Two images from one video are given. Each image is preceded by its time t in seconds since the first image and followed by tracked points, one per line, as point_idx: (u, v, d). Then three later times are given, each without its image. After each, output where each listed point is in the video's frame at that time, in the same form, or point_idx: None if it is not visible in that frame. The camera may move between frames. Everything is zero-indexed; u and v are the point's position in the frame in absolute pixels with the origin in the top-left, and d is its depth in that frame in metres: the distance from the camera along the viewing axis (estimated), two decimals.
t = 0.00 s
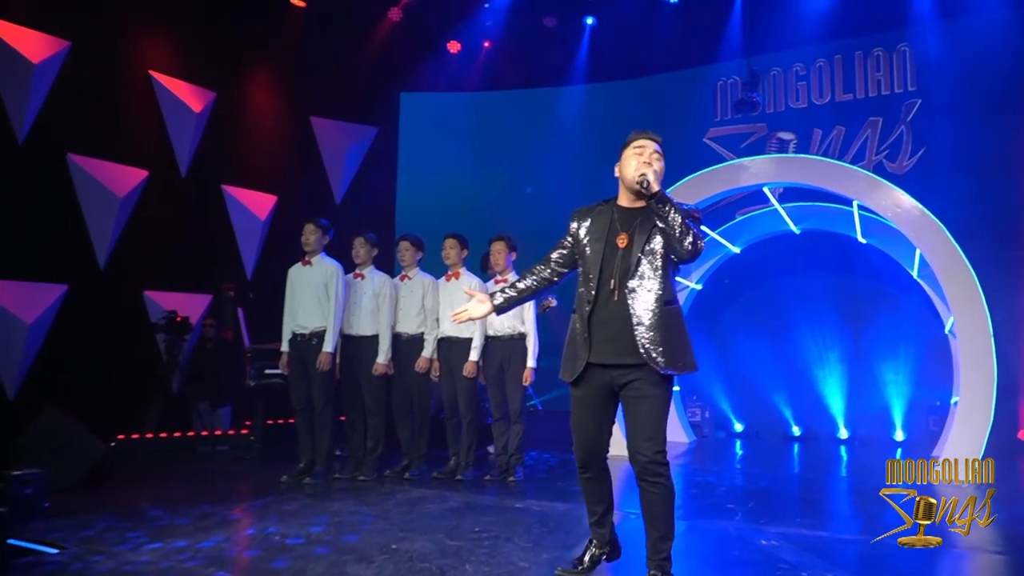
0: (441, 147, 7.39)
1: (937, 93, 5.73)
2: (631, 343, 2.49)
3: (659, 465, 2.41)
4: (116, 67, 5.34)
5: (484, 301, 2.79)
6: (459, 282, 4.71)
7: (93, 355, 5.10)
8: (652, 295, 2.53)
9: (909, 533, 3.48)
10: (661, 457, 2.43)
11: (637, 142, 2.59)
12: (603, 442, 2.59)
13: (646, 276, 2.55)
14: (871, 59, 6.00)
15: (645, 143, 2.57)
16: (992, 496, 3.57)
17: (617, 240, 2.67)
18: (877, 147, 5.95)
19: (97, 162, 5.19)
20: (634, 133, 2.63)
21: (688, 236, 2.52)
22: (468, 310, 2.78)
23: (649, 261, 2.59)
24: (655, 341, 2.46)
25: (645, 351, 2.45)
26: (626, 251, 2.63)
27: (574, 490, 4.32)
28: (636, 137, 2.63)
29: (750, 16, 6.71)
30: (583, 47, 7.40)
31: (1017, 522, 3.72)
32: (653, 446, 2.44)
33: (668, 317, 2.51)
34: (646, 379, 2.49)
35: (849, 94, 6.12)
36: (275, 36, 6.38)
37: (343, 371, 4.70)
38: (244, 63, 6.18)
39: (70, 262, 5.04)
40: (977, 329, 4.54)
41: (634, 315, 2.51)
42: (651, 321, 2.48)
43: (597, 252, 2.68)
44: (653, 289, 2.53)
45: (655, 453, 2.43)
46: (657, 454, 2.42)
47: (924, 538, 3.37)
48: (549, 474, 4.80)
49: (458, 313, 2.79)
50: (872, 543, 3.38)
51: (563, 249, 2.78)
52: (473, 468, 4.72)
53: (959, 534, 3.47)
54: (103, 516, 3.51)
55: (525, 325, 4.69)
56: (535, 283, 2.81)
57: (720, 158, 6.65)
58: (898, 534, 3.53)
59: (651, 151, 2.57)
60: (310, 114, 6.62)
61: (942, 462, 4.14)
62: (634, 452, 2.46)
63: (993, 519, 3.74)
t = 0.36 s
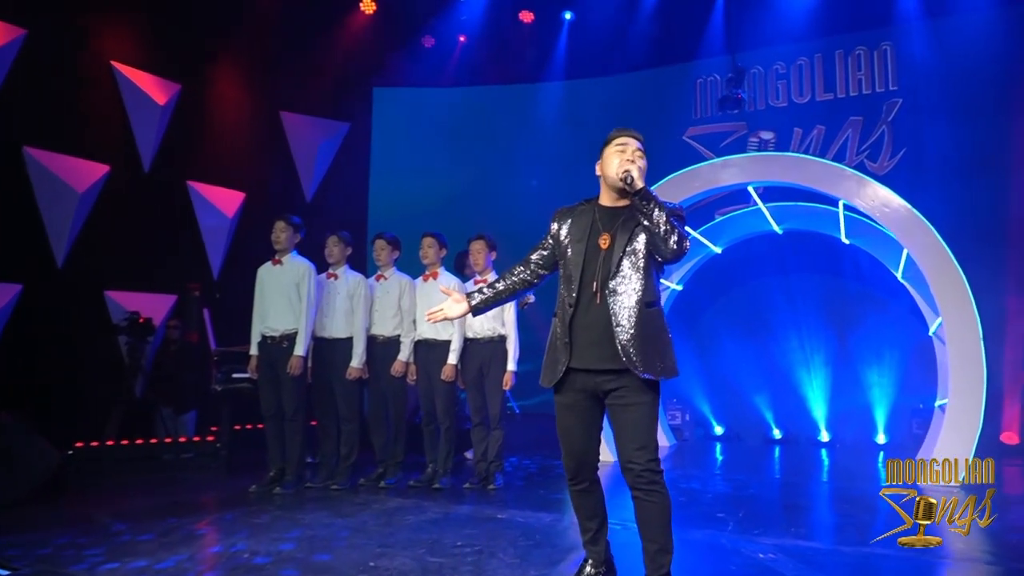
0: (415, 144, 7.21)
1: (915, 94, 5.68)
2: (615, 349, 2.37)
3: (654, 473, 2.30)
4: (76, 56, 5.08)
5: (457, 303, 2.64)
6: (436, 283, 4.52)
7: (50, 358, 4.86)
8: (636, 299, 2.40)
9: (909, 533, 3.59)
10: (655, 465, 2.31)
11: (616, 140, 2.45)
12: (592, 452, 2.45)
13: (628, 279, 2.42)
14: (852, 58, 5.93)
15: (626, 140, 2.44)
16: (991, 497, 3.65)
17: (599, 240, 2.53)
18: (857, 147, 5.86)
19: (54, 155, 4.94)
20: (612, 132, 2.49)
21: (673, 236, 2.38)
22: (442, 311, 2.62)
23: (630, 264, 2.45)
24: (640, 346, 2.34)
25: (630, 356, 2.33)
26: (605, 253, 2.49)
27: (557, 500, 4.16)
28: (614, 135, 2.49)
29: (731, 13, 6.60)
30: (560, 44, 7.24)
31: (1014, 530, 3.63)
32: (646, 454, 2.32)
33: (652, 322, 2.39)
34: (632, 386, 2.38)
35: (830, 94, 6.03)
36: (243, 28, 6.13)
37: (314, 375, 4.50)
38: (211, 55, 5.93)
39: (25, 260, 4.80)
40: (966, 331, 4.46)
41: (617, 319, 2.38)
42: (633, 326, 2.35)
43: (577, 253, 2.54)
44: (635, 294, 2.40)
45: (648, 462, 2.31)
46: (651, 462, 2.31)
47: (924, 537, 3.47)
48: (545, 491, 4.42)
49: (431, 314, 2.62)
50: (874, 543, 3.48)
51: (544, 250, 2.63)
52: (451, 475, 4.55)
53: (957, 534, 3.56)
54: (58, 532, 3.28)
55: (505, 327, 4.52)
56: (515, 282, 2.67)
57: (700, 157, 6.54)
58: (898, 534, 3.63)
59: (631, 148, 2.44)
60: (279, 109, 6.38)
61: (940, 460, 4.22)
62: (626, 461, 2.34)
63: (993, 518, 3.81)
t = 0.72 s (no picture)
0: (388, 136, 7.01)
1: (896, 92, 5.60)
2: (597, 357, 2.25)
3: (643, 483, 2.16)
4: (31, 42, 4.82)
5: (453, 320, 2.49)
6: (412, 281, 4.33)
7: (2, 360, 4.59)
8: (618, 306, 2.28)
9: (910, 533, 3.63)
10: (642, 475, 2.18)
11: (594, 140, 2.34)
12: (578, 462, 2.31)
13: (611, 285, 2.30)
14: (833, 56, 5.86)
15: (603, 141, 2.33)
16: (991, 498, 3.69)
17: (581, 245, 2.40)
18: (837, 146, 5.78)
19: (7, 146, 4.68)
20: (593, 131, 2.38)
21: (651, 238, 2.23)
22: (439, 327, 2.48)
23: (611, 270, 2.33)
24: (621, 354, 2.23)
25: (610, 363, 2.21)
26: (588, 259, 2.35)
27: (536, 508, 3.99)
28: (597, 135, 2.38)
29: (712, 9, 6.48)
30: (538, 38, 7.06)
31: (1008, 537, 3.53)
32: (632, 463, 2.19)
33: (636, 328, 2.27)
34: (613, 393, 2.25)
35: (810, 92, 5.95)
36: (209, 17, 5.89)
37: (284, 378, 4.30)
38: (175, 44, 5.69)
39: None
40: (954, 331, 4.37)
41: (600, 326, 2.26)
42: (617, 333, 2.24)
43: (558, 259, 2.42)
44: (617, 300, 2.29)
45: (635, 472, 2.18)
46: (638, 472, 2.17)
47: (925, 537, 3.50)
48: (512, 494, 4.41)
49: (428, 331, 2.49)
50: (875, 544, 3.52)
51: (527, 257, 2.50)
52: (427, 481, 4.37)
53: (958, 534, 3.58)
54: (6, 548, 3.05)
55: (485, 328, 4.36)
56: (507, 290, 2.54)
57: (679, 155, 6.44)
58: (898, 534, 3.67)
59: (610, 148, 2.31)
60: (247, 101, 6.14)
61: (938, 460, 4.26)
62: (612, 472, 2.21)
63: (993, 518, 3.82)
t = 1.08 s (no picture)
0: (356, 129, 6.72)
1: (878, 90, 5.51)
2: (577, 353, 2.19)
3: (635, 486, 2.10)
4: None
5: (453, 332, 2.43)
6: (387, 279, 4.16)
7: None
8: (597, 296, 2.22)
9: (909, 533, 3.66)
10: (633, 477, 2.12)
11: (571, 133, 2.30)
12: (574, 465, 2.28)
13: (591, 276, 2.25)
14: (813, 53, 5.76)
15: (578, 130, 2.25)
16: (990, 498, 3.72)
17: (562, 237, 2.37)
18: (816, 143, 5.68)
19: None
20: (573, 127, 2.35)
21: (621, 222, 2.05)
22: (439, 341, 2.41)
23: (592, 258, 2.27)
24: (601, 348, 2.16)
25: (588, 359, 2.15)
26: (569, 251, 2.33)
27: (515, 516, 3.83)
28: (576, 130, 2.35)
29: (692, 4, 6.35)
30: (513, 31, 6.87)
31: (998, 545, 3.45)
32: (623, 465, 2.13)
33: (618, 319, 2.21)
34: (600, 393, 2.19)
35: (789, 90, 5.86)
36: (173, 4, 5.64)
37: (251, 382, 4.08)
38: (137, 32, 5.44)
39: None
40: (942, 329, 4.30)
41: (579, 319, 2.21)
42: (597, 325, 2.18)
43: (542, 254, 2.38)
44: (598, 292, 2.23)
45: (626, 474, 2.12)
46: (630, 474, 2.11)
47: (925, 538, 3.52)
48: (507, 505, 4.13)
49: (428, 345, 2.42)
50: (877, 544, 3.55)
51: (514, 261, 2.45)
52: (402, 487, 4.19)
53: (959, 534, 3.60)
54: None
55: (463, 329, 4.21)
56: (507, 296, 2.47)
57: (656, 153, 6.32)
58: (898, 534, 3.70)
59: (586, 136, 2.25)
60: (213, 93, 5.90)
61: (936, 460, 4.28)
62: (602, 475, 2.16)
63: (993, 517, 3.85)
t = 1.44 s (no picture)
0: (329, 122, 6.43)
1: (860, 89, 5.40)
2: (569, 355, 2.02)
3: (638, 498, 1.95)
4: None
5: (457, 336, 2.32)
6: (367, 277, 3.98)
7: None
8: (589, 294, 2.02)
9: (909, 533, 3.68)
10: (637, 488, 1.98)
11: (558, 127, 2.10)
12: (571, 475, 2.12)
13: (582, 274, 2.05)
14: (797, 51, 5.63)
15: (564, 124, 2.07)
16: (989, 498, 3.74)
17: (555, 235, 2.18)
18: (800, 141, 5.55)
19: None
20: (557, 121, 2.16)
21: (608, 213, 1.85)
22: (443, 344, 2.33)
23: (585, 254, 2.07)
24: (595, 347, 1.97)
25: (580, 359, 1.96)
26: (562, 249, 2.12)
27: (499, 525, 3.68)
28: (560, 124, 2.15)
29: None
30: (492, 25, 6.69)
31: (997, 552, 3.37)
32: (622, 475, 1.98)
33: (615, 319, 2.00)
34: (595, 398, 2.02)
35: (772, 87, 5.71)
36: None
37: (222, 383, 3.89)
38: (103, 19, 5.22)
39: None
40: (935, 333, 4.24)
41: (571, 318, 2.02)
42: (592, 324, 1.99)
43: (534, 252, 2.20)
44: (592, 290, 2.02)
45: (626, 484, 1.96)
46: (631, 484, 1.96)
47: (925, 538, 3.54)
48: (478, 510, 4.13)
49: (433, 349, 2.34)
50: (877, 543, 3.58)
51: (512, 262, 2.31)
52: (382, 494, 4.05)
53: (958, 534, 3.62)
54: None
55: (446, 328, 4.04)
56: (508, 292, 2.31)
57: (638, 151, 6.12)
58: (897, 534, 3.71)
59: (574, 130, 2.05)
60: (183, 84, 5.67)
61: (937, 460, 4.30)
62: (599, 485, 1.99)
63: (992, 518, 3.85)
